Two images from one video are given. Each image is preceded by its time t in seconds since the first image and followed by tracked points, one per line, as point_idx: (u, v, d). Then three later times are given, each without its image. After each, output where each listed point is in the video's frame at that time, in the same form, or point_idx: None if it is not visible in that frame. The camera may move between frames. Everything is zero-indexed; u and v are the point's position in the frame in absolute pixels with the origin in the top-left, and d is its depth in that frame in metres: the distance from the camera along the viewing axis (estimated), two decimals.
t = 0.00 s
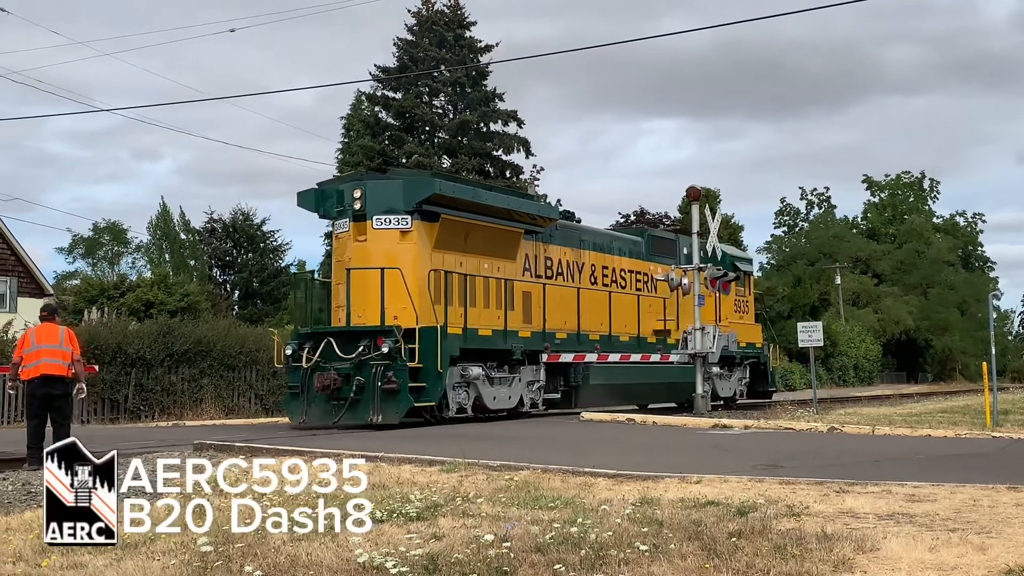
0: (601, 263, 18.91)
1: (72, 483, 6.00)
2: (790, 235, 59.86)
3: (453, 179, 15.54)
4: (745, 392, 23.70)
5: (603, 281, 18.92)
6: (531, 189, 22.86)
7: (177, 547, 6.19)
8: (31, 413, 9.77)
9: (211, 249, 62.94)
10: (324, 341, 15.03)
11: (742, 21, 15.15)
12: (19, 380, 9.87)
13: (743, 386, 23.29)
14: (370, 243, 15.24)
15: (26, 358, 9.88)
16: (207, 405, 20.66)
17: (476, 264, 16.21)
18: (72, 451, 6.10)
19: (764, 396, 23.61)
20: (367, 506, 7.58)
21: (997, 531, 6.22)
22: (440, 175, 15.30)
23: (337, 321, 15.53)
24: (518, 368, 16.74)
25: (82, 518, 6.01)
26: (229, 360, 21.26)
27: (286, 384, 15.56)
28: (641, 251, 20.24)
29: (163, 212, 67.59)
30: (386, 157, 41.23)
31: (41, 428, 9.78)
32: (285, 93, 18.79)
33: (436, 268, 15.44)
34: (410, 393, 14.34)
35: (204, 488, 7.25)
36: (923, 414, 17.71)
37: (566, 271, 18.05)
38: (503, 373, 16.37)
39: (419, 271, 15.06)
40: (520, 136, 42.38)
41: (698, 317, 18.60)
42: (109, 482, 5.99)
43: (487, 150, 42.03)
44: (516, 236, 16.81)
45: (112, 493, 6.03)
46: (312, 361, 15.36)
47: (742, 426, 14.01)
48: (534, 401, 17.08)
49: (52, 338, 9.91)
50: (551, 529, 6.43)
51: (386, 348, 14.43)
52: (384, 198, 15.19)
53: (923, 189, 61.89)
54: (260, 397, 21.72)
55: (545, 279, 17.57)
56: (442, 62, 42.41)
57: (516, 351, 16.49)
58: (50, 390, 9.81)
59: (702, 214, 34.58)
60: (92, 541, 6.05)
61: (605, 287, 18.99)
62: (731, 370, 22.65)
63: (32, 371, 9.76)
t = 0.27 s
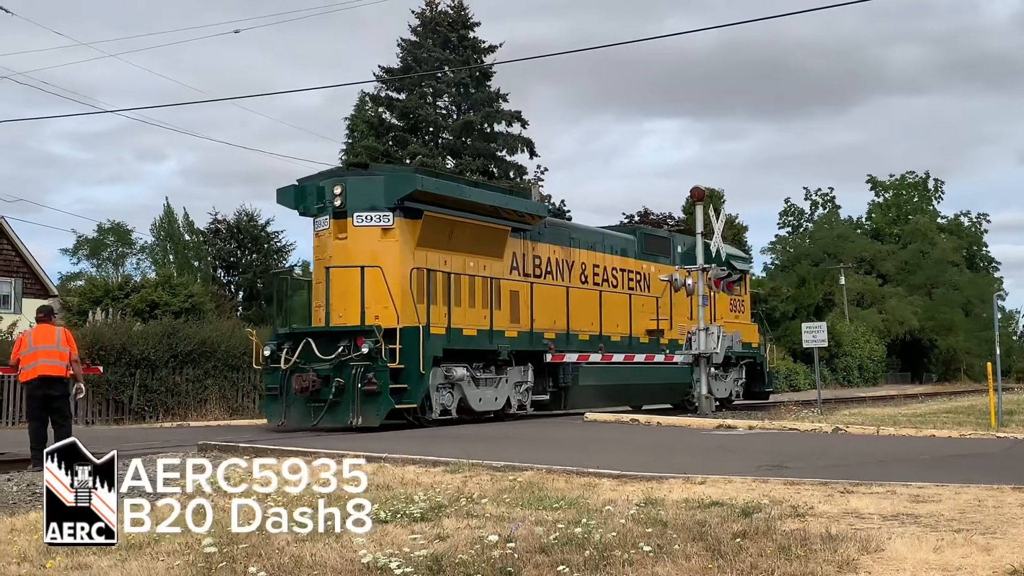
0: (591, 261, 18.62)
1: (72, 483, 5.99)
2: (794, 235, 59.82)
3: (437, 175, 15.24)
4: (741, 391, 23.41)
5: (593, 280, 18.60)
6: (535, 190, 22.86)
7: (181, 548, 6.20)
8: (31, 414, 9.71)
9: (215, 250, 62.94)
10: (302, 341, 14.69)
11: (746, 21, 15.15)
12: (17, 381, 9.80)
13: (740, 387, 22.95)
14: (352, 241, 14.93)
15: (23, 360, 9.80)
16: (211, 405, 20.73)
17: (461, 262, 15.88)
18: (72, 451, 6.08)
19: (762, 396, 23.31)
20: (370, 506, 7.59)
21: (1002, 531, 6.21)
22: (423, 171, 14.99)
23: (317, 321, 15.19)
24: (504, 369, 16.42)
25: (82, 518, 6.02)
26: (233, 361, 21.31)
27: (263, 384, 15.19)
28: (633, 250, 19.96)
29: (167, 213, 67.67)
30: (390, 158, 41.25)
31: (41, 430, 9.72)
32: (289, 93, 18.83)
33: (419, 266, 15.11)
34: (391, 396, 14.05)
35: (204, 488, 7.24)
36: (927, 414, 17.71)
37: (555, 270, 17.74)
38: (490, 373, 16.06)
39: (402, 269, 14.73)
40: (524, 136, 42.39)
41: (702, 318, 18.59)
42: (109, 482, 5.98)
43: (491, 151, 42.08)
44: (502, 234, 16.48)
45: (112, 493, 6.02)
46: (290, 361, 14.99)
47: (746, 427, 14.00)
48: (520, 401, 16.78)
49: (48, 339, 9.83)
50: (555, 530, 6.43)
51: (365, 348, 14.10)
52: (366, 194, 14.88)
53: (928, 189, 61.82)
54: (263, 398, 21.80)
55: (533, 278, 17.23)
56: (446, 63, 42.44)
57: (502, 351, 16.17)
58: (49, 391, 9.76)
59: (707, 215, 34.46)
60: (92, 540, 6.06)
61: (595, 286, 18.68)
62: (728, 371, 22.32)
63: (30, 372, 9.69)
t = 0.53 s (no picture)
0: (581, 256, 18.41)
1: (72, 483, 5.94)
2: (799, 232, 59.73)
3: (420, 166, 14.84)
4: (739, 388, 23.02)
5: (583, 275, 18.43)
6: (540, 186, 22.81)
7: (187, 545, 6.22)
8: (36, 411, 9.73)
9: (221, 246, 63.00)
10: (282, 338, 14.42)
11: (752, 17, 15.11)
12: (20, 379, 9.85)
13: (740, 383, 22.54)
14: (332, 234, 14.54)
15: (26, 357, 9.86)
16: (217, 402, 20.81)
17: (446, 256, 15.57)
18: (72, 451, 6.02)
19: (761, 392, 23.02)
20: (376, 504, 7.60)
21: (1008, 528, 6.21)
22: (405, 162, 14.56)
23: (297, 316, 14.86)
24: (491, 366, 16.15)
25: (82, 518, 5.97)
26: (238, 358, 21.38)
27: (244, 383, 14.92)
28: (626, 245, 19.76)
29: (173, 210, 67.75)
30: (395, 155, 41.23)
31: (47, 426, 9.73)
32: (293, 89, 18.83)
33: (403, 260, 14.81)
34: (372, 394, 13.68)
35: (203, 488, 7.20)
36: (933, 412, 17.73)
37: (543, 265, 17.51)
38: (478, 370, 15.79)
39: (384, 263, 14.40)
40: (529, 133, 42.35)
41: (707, 315, 18.55)
42: (109, 482, 5.92)
43: (496, 148, 42.09)
44: (489, 228, 16.18)
45: (112, 493, 5.95)
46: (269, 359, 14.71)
47: (752, 424, 13.99)
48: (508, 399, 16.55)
49: (50, 335, 9.89)
50: (560, 527, 6.43)
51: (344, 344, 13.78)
52: (347, 186, 14.46)
53: (934, 186, 61.64)
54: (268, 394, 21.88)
55: (521, 273, 17.03)
56: (451, 60, 42.39)
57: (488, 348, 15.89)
58: (53, 387, 9.80)
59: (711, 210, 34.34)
60: (92, 540, 6.02)
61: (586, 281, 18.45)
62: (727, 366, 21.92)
63: (33, 369, 9.73)
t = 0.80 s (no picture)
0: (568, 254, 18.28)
1: (72, 483, 5.96)
2: (802, 233, 59.72)
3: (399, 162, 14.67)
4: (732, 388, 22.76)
5: (571, 273, 18.26)
6: (543, 186, 22.81)
7: (190, 545, 6.23)
8: (40, 412, 9.76)
9: (224, 247, 63.05)
10: (255, 339, 14.14)
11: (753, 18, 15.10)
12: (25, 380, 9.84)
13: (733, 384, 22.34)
14: (309, 232, 14.34)
15: (30, 359, 9.86)
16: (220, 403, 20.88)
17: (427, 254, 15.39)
18: (72, 451, 6.03)
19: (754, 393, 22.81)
20: (378, 504, 7.62)
21: (1012, 529, 6.21)
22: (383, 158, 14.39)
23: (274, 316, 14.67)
24: (475, 367, 15.96)
25: (82, 518, 5.99)
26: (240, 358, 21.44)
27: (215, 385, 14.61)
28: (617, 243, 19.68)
29: (176, 211, 67.79)
30: (397, 156, 41.24)
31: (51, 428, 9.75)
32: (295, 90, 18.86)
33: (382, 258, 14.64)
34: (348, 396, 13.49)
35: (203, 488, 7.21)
36: (936, 413, 17.72)
37: (528, 263, 17.36)
38: (460, 372, 15.59)
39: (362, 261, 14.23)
40: (532, 134, 42.37)
41: (709, 316, 18.52)
42: (109, 482, 5.93)
43: (499, 149, 42.13)
44: (472, 225, 16.01)
45: (112, 493, 5.97)
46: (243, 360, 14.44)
47: (755, 425, 13.97)
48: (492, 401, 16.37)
49: (55, 337, 9.89)
50: (563, 528, 6.44)
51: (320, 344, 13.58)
52: (324, 182, 14.27)
53: (937, 187, 61.62)
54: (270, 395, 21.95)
55: (506, 271, 16.87)
56: (453, 61, 42.43)
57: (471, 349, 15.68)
58: (58, 389, 9.80)
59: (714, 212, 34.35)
60: (92, 540, 6.03)
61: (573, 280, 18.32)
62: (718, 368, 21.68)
63: (37, 371, 9.72)
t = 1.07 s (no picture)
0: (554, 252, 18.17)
1: (72, 483, 5.97)
2: (805, 233, 59.71)
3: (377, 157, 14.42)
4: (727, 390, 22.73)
5: (557, 272, 18.17)
6: (546, 186, 22.81)
7: (193, 546, 6.25)
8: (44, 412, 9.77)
9: (226, 247, 63.12)
10: (228, 339, 13.95)
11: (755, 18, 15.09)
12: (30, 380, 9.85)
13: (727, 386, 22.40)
14: (285, 229, 14.11)
15: (37, 359, 9.87)
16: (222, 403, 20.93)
17: (408, 252, 15.18)
18: (72, 451, 6.04)
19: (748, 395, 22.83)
20: (380, 505, 7.63)
21: (1015, 530, 6.21)
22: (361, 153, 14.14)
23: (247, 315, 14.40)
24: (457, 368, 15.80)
25: (82, 518, 6.00)
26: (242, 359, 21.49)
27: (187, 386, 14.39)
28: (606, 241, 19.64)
29: (178, 211, 67.89)
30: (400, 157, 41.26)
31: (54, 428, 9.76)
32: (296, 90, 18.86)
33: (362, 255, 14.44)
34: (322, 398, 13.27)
35: (203, 488, 7.23)
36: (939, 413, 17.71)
37: (513, 262, 17.21)
38: (442, 372, 15.44)
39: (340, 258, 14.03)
40: (534, 135, 42.36)
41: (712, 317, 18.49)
42: (109, 482, 5.95)
43: (502, 150, 42.17)
44: (454, 223, 15.82)
45: (112, 493, 5.98)
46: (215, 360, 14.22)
47: (758, 426, 13.96)
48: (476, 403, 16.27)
49: (61, 338, 9.89)
50: (566, 528, 6.45)
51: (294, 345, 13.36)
52: (300, 178, 14.02)
53: (940, 187, 61.57)
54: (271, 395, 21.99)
55: (490, 269, 16.70)
56: (456, 62, 42.46)
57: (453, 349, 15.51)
58: (63, 389, 9.83)
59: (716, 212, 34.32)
60: (92, 540, 6.05)
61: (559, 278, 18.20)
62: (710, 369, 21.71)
63: (42, 372, 9.72)
